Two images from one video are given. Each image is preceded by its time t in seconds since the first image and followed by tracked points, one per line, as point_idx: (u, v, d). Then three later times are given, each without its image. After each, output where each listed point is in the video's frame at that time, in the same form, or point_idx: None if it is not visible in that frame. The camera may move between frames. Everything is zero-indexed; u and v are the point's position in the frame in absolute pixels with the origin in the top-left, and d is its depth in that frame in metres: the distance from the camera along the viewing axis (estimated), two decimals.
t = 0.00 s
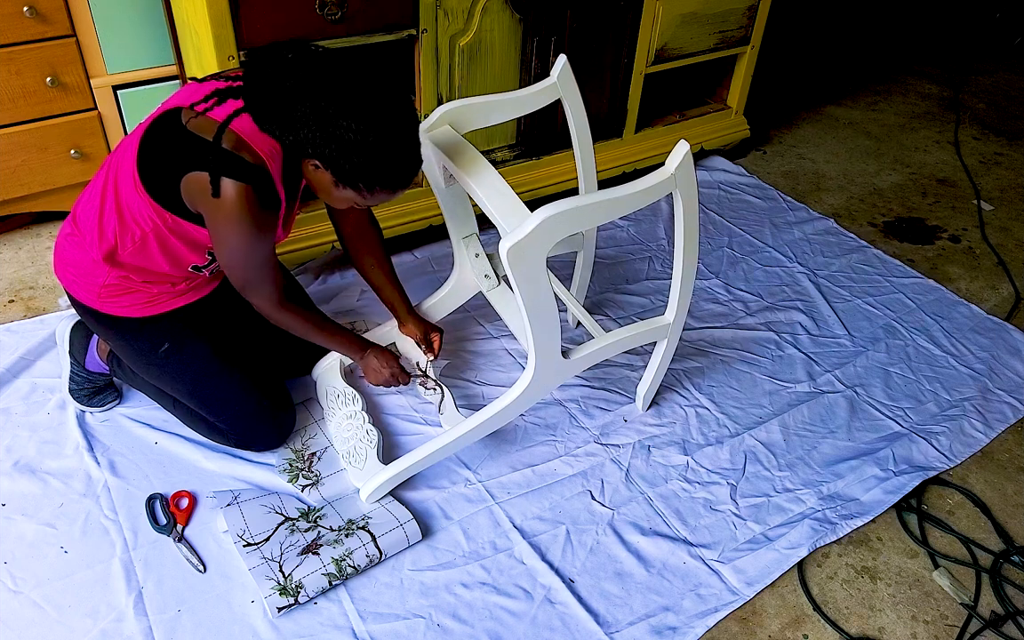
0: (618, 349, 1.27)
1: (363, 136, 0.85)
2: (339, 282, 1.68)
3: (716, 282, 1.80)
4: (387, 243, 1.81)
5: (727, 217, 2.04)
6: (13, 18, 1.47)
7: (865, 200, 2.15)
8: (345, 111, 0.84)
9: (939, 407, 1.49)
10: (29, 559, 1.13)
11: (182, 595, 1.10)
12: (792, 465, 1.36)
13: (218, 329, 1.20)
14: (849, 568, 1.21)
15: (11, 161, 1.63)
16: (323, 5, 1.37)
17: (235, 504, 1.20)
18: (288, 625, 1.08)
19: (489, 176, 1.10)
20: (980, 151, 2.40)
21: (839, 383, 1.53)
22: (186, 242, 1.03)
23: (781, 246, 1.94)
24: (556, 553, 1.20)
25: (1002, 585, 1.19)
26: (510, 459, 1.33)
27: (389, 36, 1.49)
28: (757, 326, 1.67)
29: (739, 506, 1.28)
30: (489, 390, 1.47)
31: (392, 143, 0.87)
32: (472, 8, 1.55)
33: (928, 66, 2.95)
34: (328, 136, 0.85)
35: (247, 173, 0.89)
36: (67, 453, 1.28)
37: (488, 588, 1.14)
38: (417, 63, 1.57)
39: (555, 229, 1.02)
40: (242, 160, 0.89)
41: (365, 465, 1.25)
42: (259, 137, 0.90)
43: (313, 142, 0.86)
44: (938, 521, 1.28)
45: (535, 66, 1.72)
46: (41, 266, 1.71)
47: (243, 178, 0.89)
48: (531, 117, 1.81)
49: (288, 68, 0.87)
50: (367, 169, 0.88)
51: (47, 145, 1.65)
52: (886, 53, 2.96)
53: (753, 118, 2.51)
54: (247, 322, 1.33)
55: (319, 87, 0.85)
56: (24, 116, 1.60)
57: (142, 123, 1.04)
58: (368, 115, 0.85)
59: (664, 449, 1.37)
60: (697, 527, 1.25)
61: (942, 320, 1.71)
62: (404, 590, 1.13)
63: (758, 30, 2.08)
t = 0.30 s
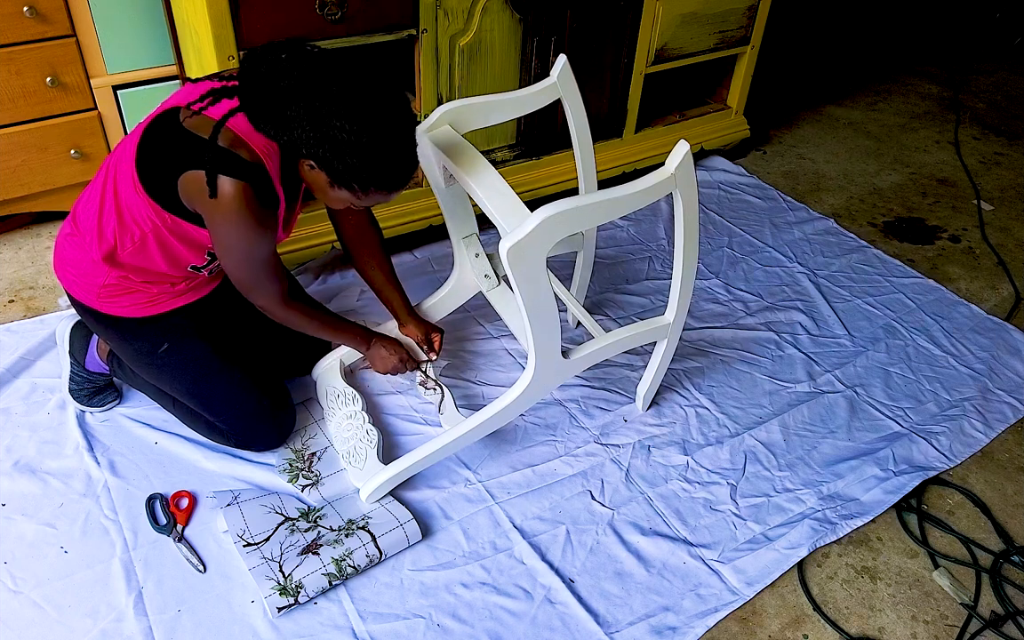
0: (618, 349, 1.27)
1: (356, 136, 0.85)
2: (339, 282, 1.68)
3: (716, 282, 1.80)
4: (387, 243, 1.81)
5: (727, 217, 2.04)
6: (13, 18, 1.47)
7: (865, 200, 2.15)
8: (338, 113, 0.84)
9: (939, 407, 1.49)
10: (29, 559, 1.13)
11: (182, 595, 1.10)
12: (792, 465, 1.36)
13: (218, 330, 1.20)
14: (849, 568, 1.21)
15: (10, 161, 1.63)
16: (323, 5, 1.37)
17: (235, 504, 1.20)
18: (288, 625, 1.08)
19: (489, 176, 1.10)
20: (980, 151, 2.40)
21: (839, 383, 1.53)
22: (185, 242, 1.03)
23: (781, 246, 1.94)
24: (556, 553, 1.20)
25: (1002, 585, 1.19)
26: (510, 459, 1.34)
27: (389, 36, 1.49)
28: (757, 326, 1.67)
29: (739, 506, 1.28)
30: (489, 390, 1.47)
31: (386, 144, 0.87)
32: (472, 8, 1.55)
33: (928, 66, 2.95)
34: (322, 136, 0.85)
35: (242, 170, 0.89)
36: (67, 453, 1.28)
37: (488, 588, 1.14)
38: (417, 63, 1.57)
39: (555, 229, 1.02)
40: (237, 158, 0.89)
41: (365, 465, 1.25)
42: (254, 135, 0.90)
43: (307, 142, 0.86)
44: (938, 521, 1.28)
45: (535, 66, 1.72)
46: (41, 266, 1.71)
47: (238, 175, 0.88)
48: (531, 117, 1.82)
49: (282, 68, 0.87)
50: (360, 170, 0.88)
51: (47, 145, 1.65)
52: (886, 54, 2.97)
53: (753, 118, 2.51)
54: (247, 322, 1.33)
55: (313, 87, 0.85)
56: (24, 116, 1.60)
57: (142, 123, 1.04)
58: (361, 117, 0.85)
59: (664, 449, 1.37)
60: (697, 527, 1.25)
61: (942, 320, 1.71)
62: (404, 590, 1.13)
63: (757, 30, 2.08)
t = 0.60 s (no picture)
0: (618, 348, 1.27)
1: (373, 114, 0.85)
2: (339, 281, 1.68)
3: (716, 282, 1.80)
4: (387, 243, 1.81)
5: (727, 217, 2.04)
6: (13, 18, 1.47)
7: (864, 200, 2.15)
8: (356, 93, 0.84)
9: (939, 407, 1.49)
10: (29, 559, 1.13)
11: (182, 595, 1.10)
12: (792, 465, 1.36)
13: (217, 330, 1.20)
14: (849, 568, 1.21)
15: (10, 161, 1.63)
16: (323, 5, 1.37)
17: (235, 504, 1.20)
18: (288, 625, 1.08)
19: (489, 176, 1.10)
20: (980, 151, 2.40)
21: (839, 383, 1.53)
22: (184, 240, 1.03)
23: (781, 246, 1.94)
24: (556, 553, 1.20)
25: (1002, 585, 1.19)
26: (510, 459, 1.34)
27: (389, 36, 1.49)
28: (757, 326, 1.67)
29: (739, 506, 1.28)
30: (489, 390, 1.47)
31: (405, 120, 0.88)
32: (472, 8, 1.55)
33: (929, 66, 2.95)
34: (340, 115, 0.85)
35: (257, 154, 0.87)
36: (67, 453, 1.28)
37: (488, 588, 1.14)
38: (417, 63, 1.57)
39: (554, 229, 1.02)
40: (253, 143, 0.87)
41: (365, 464, 1.24)
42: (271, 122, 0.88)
43: (324, 123, 0.86)
44: (938, 521, 1.28)
45: (535, 66, 1.72)
46: (41, 265, 1.71)
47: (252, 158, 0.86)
48: (531, 117, 1.82)
49: (291, 56, 0.88)
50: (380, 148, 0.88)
51: (47, 145, 1.65)
52: (886, 53, 2.96)
53: (753, 118, 2.51)
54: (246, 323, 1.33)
55: (327, 68, 0.85)
56: (24, 116, 1.60)
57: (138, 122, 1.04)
58: (373, 81, 0.85)
59: (664, 449, 1.37)
60: (697, 527, 1.25)
61: (942, 320, 1.71)
62: (404, 590, 1.13)
63: (758, 30, 2.08)
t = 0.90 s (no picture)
0: (618, 349, 1.27)
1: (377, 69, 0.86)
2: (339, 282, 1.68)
3: (716, 282, 1.80)
4: (387, 243, 1.81)
5: (727, 216, 2.04)
6: (13, 18, 1.47)
7: (865, 200, 2.15)
8: (356, 51, 0.85)
9: (939, 407, 1.49)
10: (29, 559, 1.13)
11: (182, 595, 1.10)
12: (792, 465, 1.36)
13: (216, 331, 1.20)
14: (849, 568, 1.21)
15: (10, 161, 1.63)
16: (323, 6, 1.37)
17: (235, 504, 1.20)
18: (288, 625, 1.08)
19: (489, 176, 1.10)
20: (979, 151, 2.40)
21: (839, 383, 1.53)
22: (180, 241, 1.03)
23: (781, 246, 1.94)
24: (556, 553, 1.20)
25: (1002, 585, 1.19)
26: (510, 459, 1.34)
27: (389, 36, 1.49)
28: (757, 326, 1.67)
29: (739, 506, 1.28)
30: (489, 390, 1.47)
31: (413, 75, 0.89)
32: (472, 8, 1.55)
33: (929, 66, 2.95)
34: (349, 74, 0.86)
35: (270, 120, 0.86)
36: (67, 453, 1.28)
37: (488, 588, 1.14)
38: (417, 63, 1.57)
39: (554, 230, 1.02)
40: (268, 111, 0.86)
41: (365, 465, 1.24)
42: (284, 96, 0.89)
43: (333, 85, 0.86)
44: (938, 521, 1.28)
45: (535, 66, 1.72)
46: (41, 266, 1.71)
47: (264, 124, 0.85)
48: (531, 117, 1.82)
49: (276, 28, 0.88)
50: (393, 101, 0.89)
51: (47, 145, 1.65)
52: (886, 53, 2.96)
53: (753, 118, 2.51)
54: (246, 324, 1.33)
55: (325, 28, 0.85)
56: (24, 116, 1.60)
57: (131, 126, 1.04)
58: (375, 41, 0.85)
59: (664, 449, 1.37)
60: (697, 527, 1.25)
61: (943, 320, 1.71)
62: (404, 590, 1.13)
63: (758, 30, 2.08)
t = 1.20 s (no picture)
0: (618, 348, 1.27)
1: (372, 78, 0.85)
2: (339, 282, 1.68)
3: (716, 282, 1.80)
4: (387, 243, 1.81)
5: (727, 217, 2.04)
6: (13, 18, 1.47)
7: (865, 200, 2.15)
8: (347, 62, 0.84)
9: (939, 407, 1.49)
10: (29, 559, 1.13)
11: (182, 595, 1.10)
12: (792, 465, 1.36)
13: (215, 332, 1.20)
14: (849, 568, 1.21)
15: (9, 161, 1.63)
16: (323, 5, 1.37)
17: (235, 504, 1.20)
18: (288, 625, 1.08)
19: (489, 175, 1.10)
20: (980, 151, 2.40)
21: (839, 383, 1.53)
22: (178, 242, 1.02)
23: (781, 246, 1.94)
24: (556, 554, 1.20)
25: (1002, 585, 1.19)
26: (510, 459, 1.34)
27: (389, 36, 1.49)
28: (757, 326, 1.67)
29: (739, 506, 1.28)
30: (489, 390, 1.47)
31: (406, 89, 0.88)
32: (472, 8, 1.55)
33: (929, 66, 2.95)
34: (342, 87, 0.85)
35: (265, 147, 0.86)
36: (67, 453, 1.28)
37: (488, 588, 1.14)
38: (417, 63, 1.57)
39: (554, 229, 1.02)
40: (262, 135, 0.86)
41: (365, 465, 1.25)
42: (279, 116, 0.88)
43: (328, 96, 0.86)
44: (938, 521, 1.28)
45: (535, 66, 1.72)
46: (41, 266, 1.71)
47: (263, 153, 0.86)
48: (531, 117, 1.82)
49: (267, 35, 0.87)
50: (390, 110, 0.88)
51: (47, 145, 1.65)
52: (886, 53, 2.96)
53: (753, 118, 2.51)
54: (246, 324, 1.33)
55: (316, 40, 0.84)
56: (24, 116, 1.60)
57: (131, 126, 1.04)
58: (366, 52, 0.84)
59: (664, 449, 1.37)
60: (697, 527, 1.25)
61: (943, 320, 1.71)
62: (404, 590, 1.13)
63: (758, 30, 2.08)
